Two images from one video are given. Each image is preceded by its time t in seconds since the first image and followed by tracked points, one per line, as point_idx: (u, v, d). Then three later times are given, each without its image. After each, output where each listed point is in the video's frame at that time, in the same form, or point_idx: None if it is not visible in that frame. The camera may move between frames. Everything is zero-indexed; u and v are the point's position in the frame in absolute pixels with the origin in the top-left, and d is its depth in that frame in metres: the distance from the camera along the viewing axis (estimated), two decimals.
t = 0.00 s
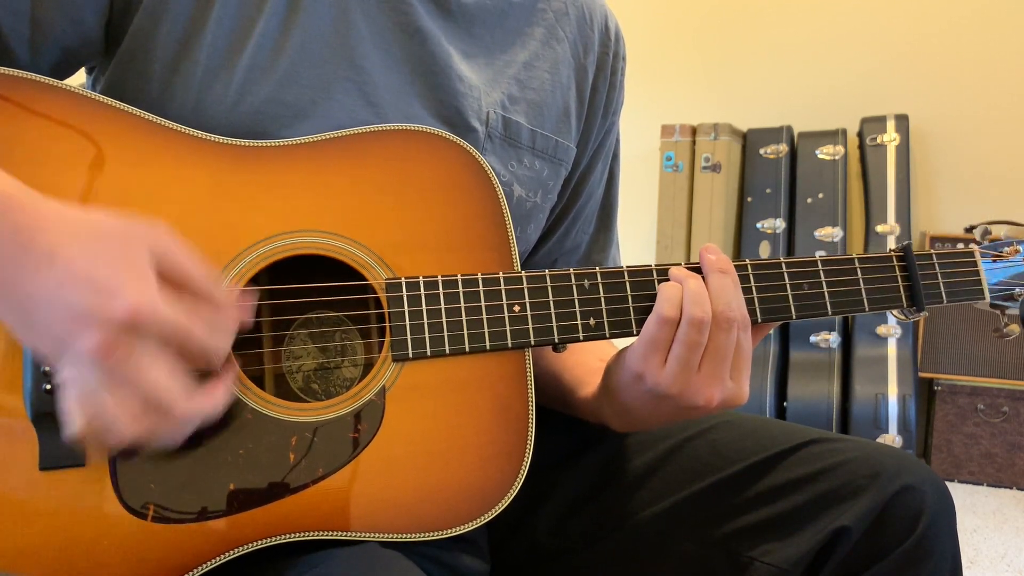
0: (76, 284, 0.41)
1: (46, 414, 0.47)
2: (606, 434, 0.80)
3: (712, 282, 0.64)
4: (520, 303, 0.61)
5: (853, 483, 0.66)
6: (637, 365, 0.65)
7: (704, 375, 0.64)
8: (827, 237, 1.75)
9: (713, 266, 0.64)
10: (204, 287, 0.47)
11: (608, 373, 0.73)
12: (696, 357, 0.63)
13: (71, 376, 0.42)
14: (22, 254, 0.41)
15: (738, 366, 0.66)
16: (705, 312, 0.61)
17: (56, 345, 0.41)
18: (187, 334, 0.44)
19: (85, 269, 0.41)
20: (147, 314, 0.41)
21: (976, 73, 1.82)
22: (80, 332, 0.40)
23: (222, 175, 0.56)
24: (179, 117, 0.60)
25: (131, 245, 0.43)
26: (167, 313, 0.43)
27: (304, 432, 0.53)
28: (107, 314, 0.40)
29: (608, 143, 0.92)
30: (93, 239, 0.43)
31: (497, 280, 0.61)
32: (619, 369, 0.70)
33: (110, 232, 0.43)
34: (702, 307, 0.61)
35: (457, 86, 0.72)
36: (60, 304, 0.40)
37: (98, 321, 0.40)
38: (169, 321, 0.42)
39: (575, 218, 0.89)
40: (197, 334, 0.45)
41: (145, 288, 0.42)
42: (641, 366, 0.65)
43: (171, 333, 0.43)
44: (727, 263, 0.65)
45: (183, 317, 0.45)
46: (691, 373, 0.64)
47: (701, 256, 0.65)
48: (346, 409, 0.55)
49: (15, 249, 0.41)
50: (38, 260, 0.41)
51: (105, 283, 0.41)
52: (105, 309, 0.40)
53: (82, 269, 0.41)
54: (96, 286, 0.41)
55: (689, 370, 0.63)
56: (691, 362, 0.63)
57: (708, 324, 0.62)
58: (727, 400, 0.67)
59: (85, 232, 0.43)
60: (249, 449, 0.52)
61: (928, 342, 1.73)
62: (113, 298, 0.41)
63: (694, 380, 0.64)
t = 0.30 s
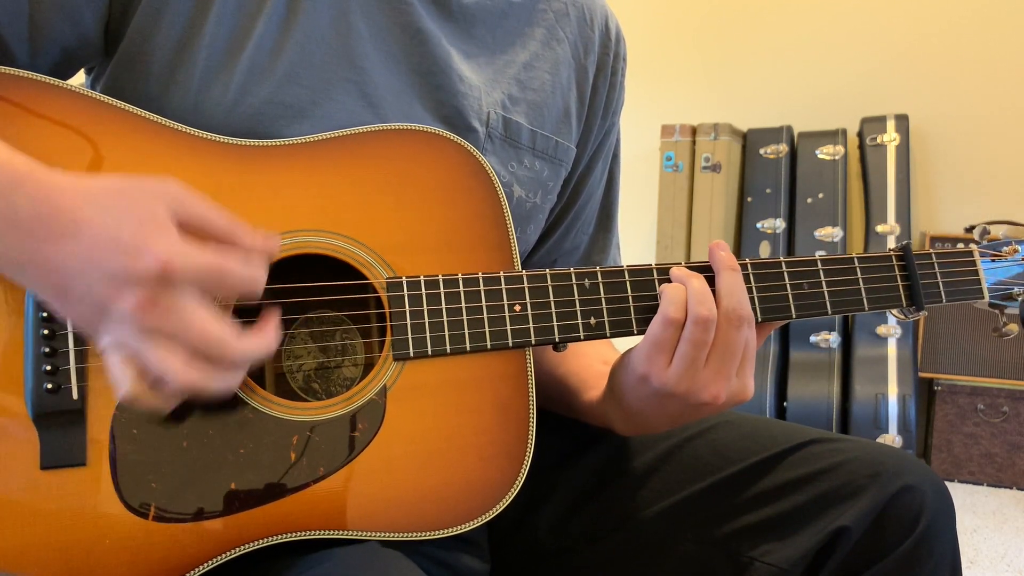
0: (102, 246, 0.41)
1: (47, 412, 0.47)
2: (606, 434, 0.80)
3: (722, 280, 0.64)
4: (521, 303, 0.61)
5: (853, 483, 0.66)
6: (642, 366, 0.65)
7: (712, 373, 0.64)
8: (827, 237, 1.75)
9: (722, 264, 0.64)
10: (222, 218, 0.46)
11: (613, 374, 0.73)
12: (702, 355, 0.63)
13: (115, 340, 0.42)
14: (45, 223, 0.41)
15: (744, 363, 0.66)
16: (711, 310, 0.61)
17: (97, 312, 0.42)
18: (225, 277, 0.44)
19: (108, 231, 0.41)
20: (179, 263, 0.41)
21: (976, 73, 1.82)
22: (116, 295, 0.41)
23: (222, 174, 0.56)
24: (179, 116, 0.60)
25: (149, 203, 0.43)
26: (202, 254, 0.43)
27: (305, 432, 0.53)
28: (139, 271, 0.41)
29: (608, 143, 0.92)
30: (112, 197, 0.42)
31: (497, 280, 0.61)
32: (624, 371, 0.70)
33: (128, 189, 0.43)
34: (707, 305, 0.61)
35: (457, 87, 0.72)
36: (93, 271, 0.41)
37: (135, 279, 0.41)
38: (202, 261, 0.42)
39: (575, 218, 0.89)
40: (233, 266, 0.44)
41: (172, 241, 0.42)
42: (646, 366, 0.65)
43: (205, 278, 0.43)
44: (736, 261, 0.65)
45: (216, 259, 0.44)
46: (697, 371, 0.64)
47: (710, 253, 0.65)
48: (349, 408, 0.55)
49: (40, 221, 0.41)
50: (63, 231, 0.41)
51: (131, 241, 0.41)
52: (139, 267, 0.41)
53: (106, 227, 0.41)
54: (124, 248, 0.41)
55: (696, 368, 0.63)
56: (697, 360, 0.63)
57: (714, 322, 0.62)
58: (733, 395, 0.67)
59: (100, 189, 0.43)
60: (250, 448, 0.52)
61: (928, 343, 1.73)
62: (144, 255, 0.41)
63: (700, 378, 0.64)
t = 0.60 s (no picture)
0: (103, 248, 0.42)
1: (48, 412, 0.47)
2: (606, 434, 0.80)
3: (724, 285, 0.64)
4: (521, 304, 0.61)
5: (853, 483, 0.65)
6: (640, 367, 0.65)
7: (710, 375, 0.64)
8: (826, 237, 1.75)
9: (723, 267, 0.64)
10: (222, 225, 0.47)
11: (613, 375, 0.73)
12: (700, 357, 0.63)
13: (115, 342, 0.44)
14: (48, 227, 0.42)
15: (743, 367, 0.66)
16: (710, 312, 0.61)
17: (98, 316, 0.43)
18: (224, 279, 0.44)
19: (107, 233, 0.42)
20: (181, 270, 0.42)
21: (976, 73, 1.82)
22: (116, 296, 0.42)
23: (223, 175, 0.56)
24: (180, 117, 0.60)
25: (147, 203, 0.44)
26: (199, 258, 0.43)
27: (305, 432, 0.53)
28: (138, 275, 0.42)
29: (608, 143, 0.92)
30: (103, 201, 0.43)
31: (498, 280, 0.61)
32: (623, 371, 0.70)
33: (126, 188, 0.44)
34: (706, 307, 0.61)
35: (457, 88, 0.72)
36: (93, 273, 0.42)
37: (135, 282, 0.42)
38: (200, 262, 0.43)
39: (575, 218, 0.89)
40: (233, 265, 0.45)
41: (170, 242, 0.43)
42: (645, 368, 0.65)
43: (203, 278, 0.43)
44: (737, 264, 0.65)
45: (216, 258, 0.44)
46: (695, 373, 0.64)
47: (712, 260, 0.65)
48: (350, 408, 0.55)
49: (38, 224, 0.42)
50: (65, 232, 0.42)
51: (129, 245, 0.42)
52: (139, 270, 0.42)
53: (102, 228, 0.42)
54: (123, 248, 0.42)
55: (695, 370, 0.63)
56: (695, 363, 0.63)
57: (713, 325, 0.62)
58: (731, 397, 0.67)
59: (98, 188, 0.43)
60: (250, 449, 0.52)
61: (928, 343, 1.73)
62: (145, 259, 0.42)
63: (699, 381, 0.64)
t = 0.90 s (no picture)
0: (99, 223, 0.40)
1: (50, 412, 0.47)
2: (606, 434, 0.80)
3: (723, 282, 0.64)
4: (522, 304, 0.62)
5: (853, 483, 0.66)
6: (644, 367, 0.65)
7: (714, 374, 0.64)
8: (827, 237, 1.75)
9: (723, 265, 0.64)
10: (212, 177, 0.46)
11: (614, 375, 0.73)
12: (705, 357, 0.63)
13: (117, 313, 0.42)
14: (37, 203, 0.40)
15: (746, 365, 0.66)
16: (714, 311, 0.61)
17: (100, 289, 0.41)
18: (218, 248, 0.43)
19: (99, 207, 0.40)
20: (177, 238, 0.41)
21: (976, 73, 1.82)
22: (117, 274, 0.41)
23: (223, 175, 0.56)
24: (180, 117, 0.60)
25: (139, 166, 0.42)
26: (198, 227, 0.42)
27: (306, 432, 0.53)
28: (133, 250, 0.40)
29: (608, 143, 0.93)
30: (100, 166, 0.41)
31: (499, 280, 0.61)
32: (625, 371, 0.70)
33: (115, 153, 0.42)
34: (711, 307, 0.61)
35: (457, 87, 0.72)
36: (92, 246, 0.40)
37: (134, 257, 0.41)
38: (197, 234, 0.42)
39: (575, 218, 0.89)
40: (232, 237, 0.44)
41: (167, 212, 0.42)
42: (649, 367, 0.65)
43: (206, 248, 0.43)
44: (737, 262, 0.65)
45: (217, 224, 0.44)
46: (700, 372, 0.64)
47: (711, 255, 0.66)
48: (351, 408, 0.55)
49: (24, 204, 0.40)
50: (56, 212, 0.40)
51: (125, 219, 0.40)
52: (137, 244, 0.40)
53: (95, 202, 0.40)
54: (118, 223, 0.40)
55: (699, 369, 0.63)
56: (700, 362, 0.63)
57: (719, 324, 0.61)
58: (734, 396, 0.67)
59: (81, 158, 0.41)
60: (251, 449, 0.52)
61: (928, 343, 1.73)
62: (142, 232, 0.41)
63: (703, 380, 0.64)
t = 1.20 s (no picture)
0: (76, 254, 0.42)
1: (48, 414, 0.47)
2: (606, 434, 0.80)
3: (719, 279, 0.64)
4: (519, 301, 0.61)
5: (853, 483, 0.65)
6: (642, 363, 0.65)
7: (712, 370, 0.64)
8: (827, 236, 1.75)
9: (719, 262, 0.64)
10: (207, 262, 0.48)
11: (613, 371, 0.73)
12: (702, 353, 0.63)
13: (67, 351, 0.43)
14: (21, 223, 0.42)
15: (743, 361, 0.66)
16: (713, 308, 0.61)
17: (56, 320, 0.43)
18: (196, 314, 0.45)
19: (86, 241, 0.43)
20: (148, 289, 0.43)
21: (977, 73, 1.82)
22: (80, 306, 0.42)
23: (223, 174, 0.56)
24: (179, 116, 0.60)
25: (135, 221, 0.45)
26: (171, 285, 0.44)
27: (304, 432, 0.53)
28: (109, 291, 0.42)
29: (608, 142, 0.92)
30: (96, 208, 0.44)
31: (496, 278, 0.61)
32: (624, 368, 0.70)
33: (114, 206, 0.45)
34: (708, 303, 0.61)
35: (457, 84, 0.72)
36: (63, 279, 0.42)
37: (99, 295, 0.42)
38: (172, 295, 0.44)
39: (575, 217, 0.89)
40: (201, 308, 0.45)
41: (144, 263, 0.43)
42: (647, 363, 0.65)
43: (170, 315, 0.44)
44: (734, 258, 0.65)
45: (184, 291, 0.45)
46: (697, 368, 0.63)
47: (708, 252, 0.65)
48: (349, 407, 0.55)
49: (19, 216, 0.43)
50: (45, 230, 0.43)
51: (104, 258, 0.43)
52: (107, 284, 0.42)
53: (85, 238, 0.43)
54: (97, 261, 0.43)
55: (697, 365, 0.63)
56: (698, 359, 0.63)
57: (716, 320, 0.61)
58: (732, 392, 0.67)
59: (88, 196, 0.45)
60: (250, 449, 0.52)
61: (928, 343, 1.73)
62: (115, 274, 0.42)
63: (701, 376, 0.64)
